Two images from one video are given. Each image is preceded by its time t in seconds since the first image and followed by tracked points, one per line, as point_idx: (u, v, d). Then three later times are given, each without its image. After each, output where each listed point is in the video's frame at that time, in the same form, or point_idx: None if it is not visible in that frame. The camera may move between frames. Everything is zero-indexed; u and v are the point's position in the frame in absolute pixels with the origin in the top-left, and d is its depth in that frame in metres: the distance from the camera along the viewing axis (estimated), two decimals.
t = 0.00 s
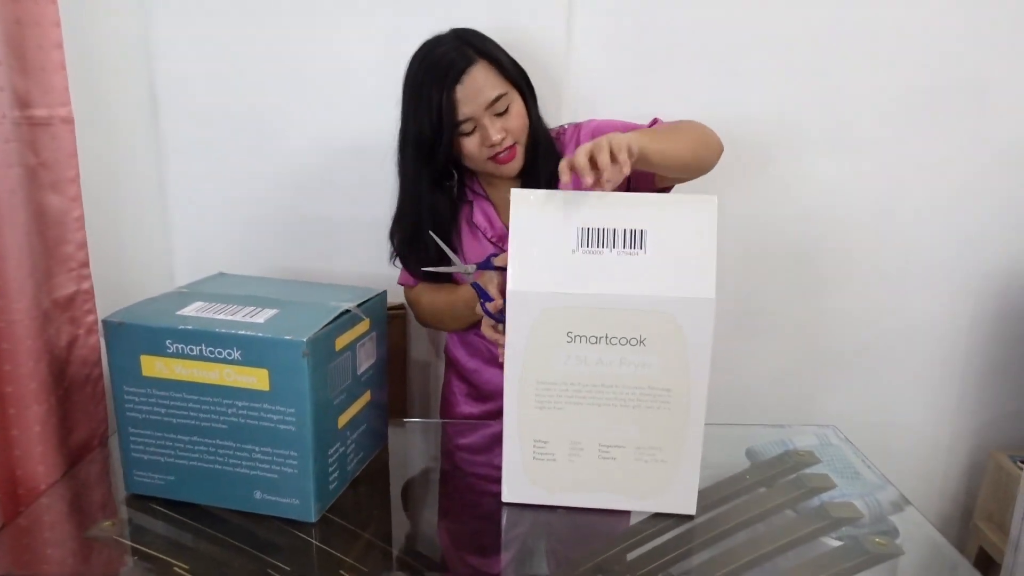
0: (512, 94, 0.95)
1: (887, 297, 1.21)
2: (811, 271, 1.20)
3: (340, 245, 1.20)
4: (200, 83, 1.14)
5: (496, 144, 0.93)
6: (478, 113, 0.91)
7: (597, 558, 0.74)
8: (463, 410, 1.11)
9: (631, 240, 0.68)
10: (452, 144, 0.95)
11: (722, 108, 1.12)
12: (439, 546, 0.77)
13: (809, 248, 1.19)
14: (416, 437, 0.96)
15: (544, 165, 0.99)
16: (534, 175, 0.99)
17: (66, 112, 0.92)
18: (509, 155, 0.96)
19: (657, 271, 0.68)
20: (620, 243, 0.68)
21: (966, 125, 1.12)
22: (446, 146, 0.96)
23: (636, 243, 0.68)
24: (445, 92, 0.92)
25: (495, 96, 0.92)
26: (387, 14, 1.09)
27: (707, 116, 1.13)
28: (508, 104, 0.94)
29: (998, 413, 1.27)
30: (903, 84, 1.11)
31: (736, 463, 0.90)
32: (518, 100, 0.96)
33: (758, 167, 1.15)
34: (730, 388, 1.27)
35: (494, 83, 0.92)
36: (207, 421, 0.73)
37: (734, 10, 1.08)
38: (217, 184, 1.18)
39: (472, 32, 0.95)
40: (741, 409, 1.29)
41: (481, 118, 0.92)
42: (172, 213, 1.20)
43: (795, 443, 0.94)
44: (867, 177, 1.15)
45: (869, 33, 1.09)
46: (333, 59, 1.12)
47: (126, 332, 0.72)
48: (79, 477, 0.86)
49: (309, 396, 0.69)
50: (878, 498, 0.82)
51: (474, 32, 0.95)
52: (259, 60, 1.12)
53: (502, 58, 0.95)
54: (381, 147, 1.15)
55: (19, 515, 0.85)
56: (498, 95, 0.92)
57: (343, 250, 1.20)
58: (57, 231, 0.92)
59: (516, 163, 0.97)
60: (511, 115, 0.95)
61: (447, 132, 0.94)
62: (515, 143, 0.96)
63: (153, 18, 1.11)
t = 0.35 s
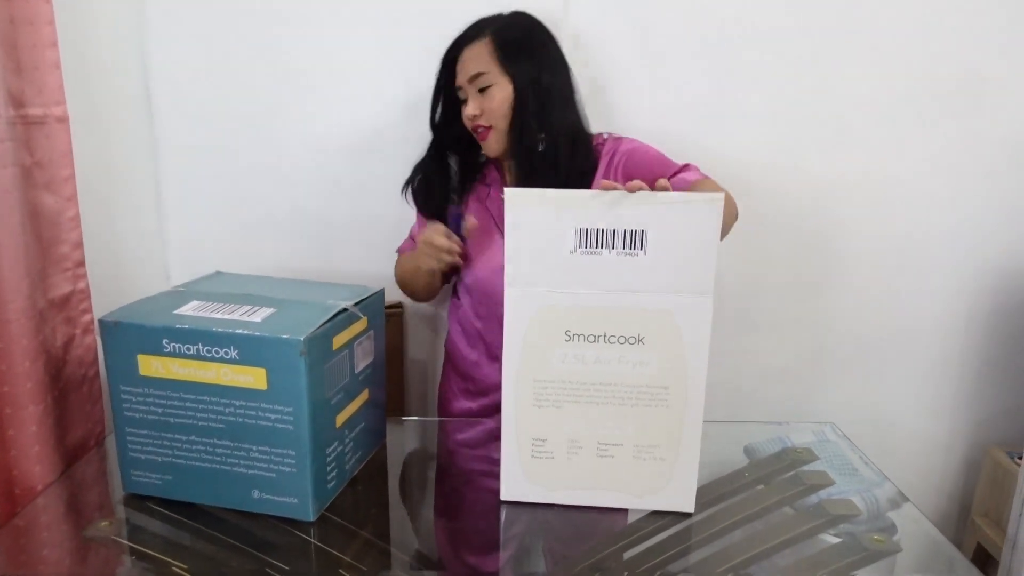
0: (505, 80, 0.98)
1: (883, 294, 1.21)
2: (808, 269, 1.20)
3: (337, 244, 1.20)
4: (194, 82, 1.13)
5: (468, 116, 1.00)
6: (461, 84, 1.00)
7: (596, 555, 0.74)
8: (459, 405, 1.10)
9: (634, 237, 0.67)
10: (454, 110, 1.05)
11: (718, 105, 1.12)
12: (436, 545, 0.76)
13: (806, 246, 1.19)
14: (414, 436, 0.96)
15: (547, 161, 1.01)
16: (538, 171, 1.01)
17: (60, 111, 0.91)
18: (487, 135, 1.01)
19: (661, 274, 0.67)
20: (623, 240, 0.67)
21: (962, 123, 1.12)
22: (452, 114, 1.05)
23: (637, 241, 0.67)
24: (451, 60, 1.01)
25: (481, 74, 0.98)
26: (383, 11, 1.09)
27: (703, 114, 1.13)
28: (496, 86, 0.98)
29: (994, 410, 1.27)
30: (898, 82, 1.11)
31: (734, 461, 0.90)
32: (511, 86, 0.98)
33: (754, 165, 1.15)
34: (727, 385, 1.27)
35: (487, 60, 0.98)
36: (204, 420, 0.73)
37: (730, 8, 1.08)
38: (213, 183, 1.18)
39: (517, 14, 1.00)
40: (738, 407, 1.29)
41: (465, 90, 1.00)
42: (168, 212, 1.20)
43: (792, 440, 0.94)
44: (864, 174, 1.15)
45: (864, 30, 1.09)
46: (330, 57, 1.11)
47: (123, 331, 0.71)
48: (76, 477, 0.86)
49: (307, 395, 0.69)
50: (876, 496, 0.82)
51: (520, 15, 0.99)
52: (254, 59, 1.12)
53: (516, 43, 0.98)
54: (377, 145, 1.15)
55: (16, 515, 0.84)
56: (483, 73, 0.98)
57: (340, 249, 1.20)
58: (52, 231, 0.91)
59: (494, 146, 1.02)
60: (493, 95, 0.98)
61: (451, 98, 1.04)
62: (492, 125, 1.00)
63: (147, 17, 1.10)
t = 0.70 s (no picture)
0: (512, 71, 0.97)
1: (886, 296, 1.21)
2: (811, 269, 1.20)
3: (340, 243, 1.20)
4: (198, 79, 1.13)
5: (470, 104, 0.98)
6: (467, 70, 0.98)
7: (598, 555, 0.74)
8: (448, 401, 1.11)
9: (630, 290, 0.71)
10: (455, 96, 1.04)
11: (722, 106, 1.12)
12: (437, 543, 0.76)
13: (810, 246, 1.19)
14: (416, 435, 0.96)
15: (551, 159, 1.00)
16: (540, 169, 1.01)
17: (65, 109, 0.91)
18: (486, 124, 1.00)
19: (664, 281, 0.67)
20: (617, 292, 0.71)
21: (969, 124, 1.12)
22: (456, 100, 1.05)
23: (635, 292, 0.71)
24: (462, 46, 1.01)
25: (489, 61, 0.97)
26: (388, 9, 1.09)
27: (706, 114, 1.12)
28: (503, 76, 0.97)
29: (997, 412, 1.27)
30: (903, 83, 1.10)
31: (737, 461, 0.90)
32: (518, 78, 0.98)
33: (758, 166, 1.15)
34: (730, 386, 1.27)
35: (497, 48, 0.97)
36: (207, 419, 0.73)
37: (734, 8, 1.08)
38: (216, 181, 1.18)
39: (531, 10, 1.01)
40: (741, 407, 1.29)
41: (469, 76, 0.99)
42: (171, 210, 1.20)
43: (795, 441, 0.94)
44: (869, 175, 1.15)
45: (868, 31, 1.08)
46: (335, 55, 1.11)
47: (127, 329, 0.71)
48: (79, 474, 0.86)
49: (310, 393, 0.69)
50: (879, 497, 0.82)
51: (536, 12, 1.00)
52: (258, 57, 1.12)
53: (530, 36, 0.98)
54: (381, 144, 1.15)
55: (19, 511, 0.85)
56: (491, 62, 0.97)
57: (343, 247, 1.20)
58: (57, 228, 0.91)
59: (492, 138, 1.00)
60: (498, 85, 0.97)
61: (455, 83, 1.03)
62: (493, 116, 0.99)
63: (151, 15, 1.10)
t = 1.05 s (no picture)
0: (478, 81, 1.00)
1: (895, 302, 1.21)
2: (819, 276, 1.20)
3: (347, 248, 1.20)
4: (208, 85, 1.14)
5: (457, 119, 0.97)
6: (442, 86, 0.96)
7: (603, 562, 0.73)
8: (444, 413, 1.13)
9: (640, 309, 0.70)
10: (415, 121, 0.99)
11: (730, 111, 1.12)
12: (443, 548, 0.76)
13: (817, 252, 1.18)
14: (422, 440, 0.96)
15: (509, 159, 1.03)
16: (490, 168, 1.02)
17: (76, 114, 0.92)
18: (470, 137, 1.00)
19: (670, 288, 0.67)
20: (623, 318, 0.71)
21: (977, 129, 1.12)
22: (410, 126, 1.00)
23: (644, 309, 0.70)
24: (412, 66, 0.96)
25: (461, 74, 0.97)
26: (396, 15, 1.10)
27: (714, 120, 1.12)
28: (473, 86, 0.99)
29: (1006, 419, 1.26)
30: (912, 89, 1.10)
31: (743, 468, 0.89)
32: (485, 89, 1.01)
33: (765, 171, 1.15)
34: (738, 392, 1.27)
35: (462, 62, 0.98)
36: (215, 423, 0.73)
37: (742, 14, 1.08)
38: (224, 186, 1.18)
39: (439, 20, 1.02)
40: (749, 413, 1.28)
41: (443, 93, 0.96)
42: (180, 215, 1.21)
43: (802, 448, 0.94)
44: (877, 180, 1.15)
45: (877, 37, 1.08)
46: (343, 60, 1.12)
47: (136, 333, 0.72)
48: (87, 477, 0.87)
49: (317, 398, 0.69)
50: (886, 504, 0.81)
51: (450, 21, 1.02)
52: (267, 63, 1.12)
53: (471, 46, 1.01)
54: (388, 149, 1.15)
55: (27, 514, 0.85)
56: (464, 74, 0.97)
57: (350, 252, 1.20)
58: (67, 233, 0.92)
59: (477, 149, 1.01)
60: (473, 96, 0.99)
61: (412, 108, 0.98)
62: (475, 127, 1.00)
63: (162, 21, 1.11)
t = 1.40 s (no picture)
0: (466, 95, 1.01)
1: (900, 313, 1.20)
2: (823, 287, 1.20)
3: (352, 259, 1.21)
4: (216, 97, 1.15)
5: (456, 129, 0.96)
6: (439, 98, 0.96)
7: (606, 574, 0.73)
8: (438, 423, 1.09)
9: (650, 295, 0.67)
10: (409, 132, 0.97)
11: (734, 123, 1.12)
12: (446, 560, 0.76)
13: (822, 263, 1.18)
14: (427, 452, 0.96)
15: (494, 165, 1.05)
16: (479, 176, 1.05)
17: (85, 126, 0.93)
18: (464, 147, 0.99)
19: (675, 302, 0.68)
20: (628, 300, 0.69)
21: (981, 139, 1.12)
22: (403, 139, 0.98)
23: (655, 299, 0.67)
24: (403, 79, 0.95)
25: (455, 86, 0.98)
26: (403, 28, 1.11)
27: (719, 131, 1.13)
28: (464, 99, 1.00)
29: (1013, 430, 1.26)
30: (916, 100, 1.11)
31: (749, 480, 0.89)
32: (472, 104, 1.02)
33: (770, 182, 1.15)
34: (743, 403, 1.27)
35: (453, 76, 0.98)
36: (220, 434, 0.73)
37: (746, 26, 1.08)
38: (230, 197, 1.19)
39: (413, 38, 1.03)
40: (754, 425, 1.28)
41: (440, 105, 0.96)
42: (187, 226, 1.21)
43: (808, 459, 0.93)
44: (882, 191, 1.15)
45: (881, 49, 1.09)
46: (349, 72, 1.13)
47: (142, 344, 0.72)
48: (93, 488, 0.87)
49: (323, 409, 0.70)
50: (893, 516, 0.81)
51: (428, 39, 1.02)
52: (274, 75, 1.13)
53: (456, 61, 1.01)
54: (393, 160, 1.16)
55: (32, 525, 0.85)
56: (457, 86, 0.98)
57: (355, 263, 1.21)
58: (75, 244, 0.93)
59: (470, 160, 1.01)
60: (466, 108, 0.99)
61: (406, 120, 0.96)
62: (469, 137, 1.00)
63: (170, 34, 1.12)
